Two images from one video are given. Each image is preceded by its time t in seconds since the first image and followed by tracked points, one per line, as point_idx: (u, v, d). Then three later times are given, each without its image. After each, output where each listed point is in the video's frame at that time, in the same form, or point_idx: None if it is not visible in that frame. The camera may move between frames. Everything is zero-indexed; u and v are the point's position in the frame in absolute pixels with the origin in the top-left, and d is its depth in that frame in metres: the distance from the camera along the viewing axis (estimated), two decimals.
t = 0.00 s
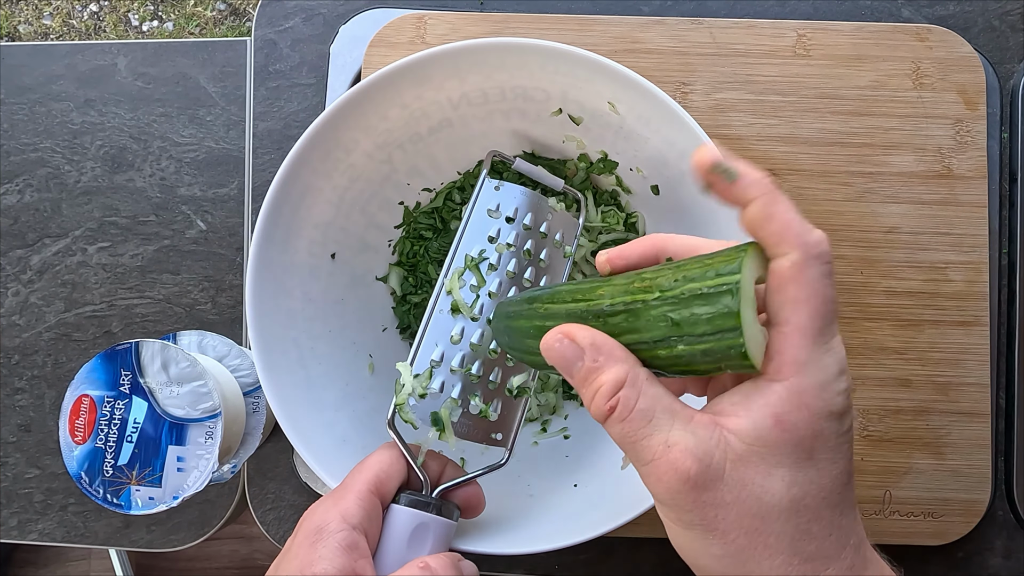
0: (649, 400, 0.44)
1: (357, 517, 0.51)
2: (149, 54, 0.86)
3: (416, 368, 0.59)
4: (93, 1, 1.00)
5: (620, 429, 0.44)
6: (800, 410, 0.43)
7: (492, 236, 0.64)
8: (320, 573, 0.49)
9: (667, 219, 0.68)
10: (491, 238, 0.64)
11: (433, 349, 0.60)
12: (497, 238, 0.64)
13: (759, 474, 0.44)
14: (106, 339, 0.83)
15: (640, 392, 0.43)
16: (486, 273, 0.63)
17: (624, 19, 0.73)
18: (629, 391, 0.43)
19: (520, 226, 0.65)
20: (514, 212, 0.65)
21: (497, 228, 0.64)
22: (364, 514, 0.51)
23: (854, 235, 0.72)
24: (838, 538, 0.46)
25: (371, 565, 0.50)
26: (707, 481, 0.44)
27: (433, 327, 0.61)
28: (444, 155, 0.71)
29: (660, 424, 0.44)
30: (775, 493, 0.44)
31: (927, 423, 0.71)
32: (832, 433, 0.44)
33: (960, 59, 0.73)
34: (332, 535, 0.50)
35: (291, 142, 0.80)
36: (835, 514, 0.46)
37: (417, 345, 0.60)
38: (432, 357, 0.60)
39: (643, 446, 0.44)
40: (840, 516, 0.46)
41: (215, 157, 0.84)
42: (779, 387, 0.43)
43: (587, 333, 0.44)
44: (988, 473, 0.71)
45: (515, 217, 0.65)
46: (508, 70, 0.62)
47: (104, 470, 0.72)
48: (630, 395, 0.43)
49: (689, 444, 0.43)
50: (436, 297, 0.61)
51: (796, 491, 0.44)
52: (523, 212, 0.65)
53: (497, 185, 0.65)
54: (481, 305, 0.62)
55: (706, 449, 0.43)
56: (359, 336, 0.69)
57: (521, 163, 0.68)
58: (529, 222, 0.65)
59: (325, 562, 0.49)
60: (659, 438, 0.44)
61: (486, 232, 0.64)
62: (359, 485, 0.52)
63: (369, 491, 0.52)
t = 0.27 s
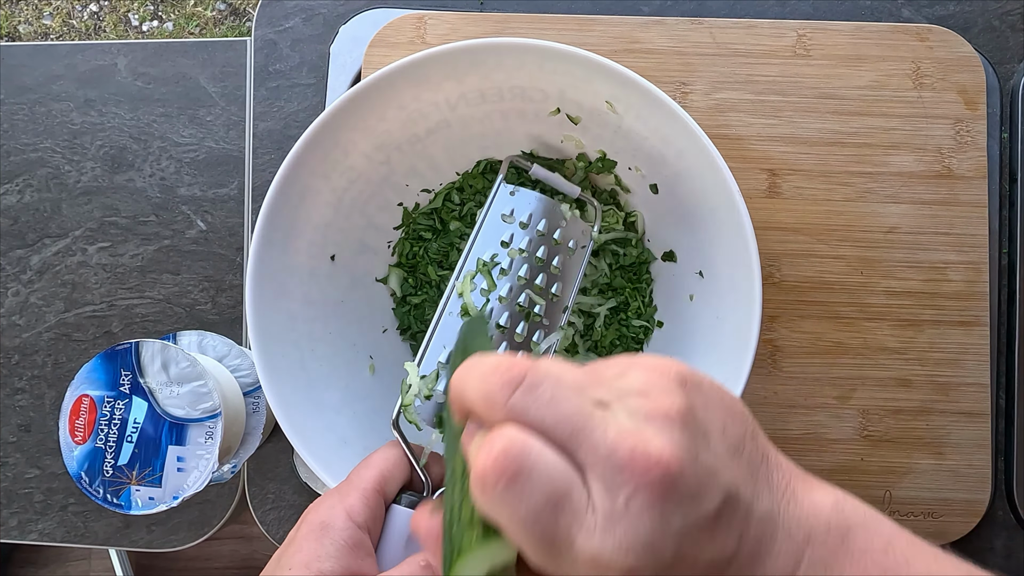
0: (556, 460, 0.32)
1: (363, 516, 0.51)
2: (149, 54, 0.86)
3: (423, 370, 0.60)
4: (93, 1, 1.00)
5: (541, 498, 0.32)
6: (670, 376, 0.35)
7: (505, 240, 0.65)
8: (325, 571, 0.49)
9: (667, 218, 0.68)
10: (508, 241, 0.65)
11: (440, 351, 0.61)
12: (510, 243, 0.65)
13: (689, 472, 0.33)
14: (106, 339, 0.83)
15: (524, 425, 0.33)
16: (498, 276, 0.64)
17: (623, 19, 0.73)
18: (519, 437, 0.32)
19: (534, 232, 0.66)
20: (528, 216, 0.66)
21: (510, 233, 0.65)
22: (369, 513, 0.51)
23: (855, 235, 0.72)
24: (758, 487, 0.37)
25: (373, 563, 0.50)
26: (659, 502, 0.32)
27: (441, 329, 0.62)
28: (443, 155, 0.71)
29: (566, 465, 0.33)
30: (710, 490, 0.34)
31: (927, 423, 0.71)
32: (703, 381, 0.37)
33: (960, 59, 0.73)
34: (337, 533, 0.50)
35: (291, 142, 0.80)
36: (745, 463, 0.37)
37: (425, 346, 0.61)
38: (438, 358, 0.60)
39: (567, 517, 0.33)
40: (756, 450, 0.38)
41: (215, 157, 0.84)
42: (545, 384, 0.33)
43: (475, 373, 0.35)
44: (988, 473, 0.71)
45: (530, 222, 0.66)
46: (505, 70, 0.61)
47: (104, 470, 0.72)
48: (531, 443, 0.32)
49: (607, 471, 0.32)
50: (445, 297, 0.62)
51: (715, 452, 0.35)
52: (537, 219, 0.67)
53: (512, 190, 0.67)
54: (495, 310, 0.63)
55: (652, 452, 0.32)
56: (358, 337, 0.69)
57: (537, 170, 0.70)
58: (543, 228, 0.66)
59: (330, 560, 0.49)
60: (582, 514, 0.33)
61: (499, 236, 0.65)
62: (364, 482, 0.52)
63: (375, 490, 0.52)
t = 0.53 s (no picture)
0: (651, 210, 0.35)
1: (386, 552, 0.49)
2: (149, 54, 0.86)
3: (460, 403, 0.56)
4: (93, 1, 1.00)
5: (625, 249, 0.34)
6: (795, 147, 0.39)
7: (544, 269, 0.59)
8: None
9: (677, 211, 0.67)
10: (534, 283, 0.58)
11: (479, 380, 0.57)
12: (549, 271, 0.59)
13: (791, 224, 0.36)
14: (106, 339, 0.83)
15: (633, 174, 0.37)
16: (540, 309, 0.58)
17: (623, 19, 0.73)
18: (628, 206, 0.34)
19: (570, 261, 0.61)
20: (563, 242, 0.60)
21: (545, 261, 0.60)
22: (394, 552, 0.49)
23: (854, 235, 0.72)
24: (848, 271, 0.41)
25: None
26: (756, 245, 0.35)
27: (484, 356, 0.57)
28: (451, 151, 0.71)
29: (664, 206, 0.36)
30: (802, 260, 0.37)
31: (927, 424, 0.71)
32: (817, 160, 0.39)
33: (960, 59, 0.73)
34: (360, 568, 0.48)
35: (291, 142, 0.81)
36: (843, 229, 0.41)
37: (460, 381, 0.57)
38: (478, 390, 0.56)
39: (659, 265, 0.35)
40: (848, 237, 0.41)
41: (215, 157, 0.84)
42: (647, 139, 0.37)
43: (554, 172, 0.36)
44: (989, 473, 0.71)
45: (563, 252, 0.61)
46: (514, 60, 0.62)
47: (104, 470, 0.72)
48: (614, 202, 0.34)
49: (701, 210, 0.35)
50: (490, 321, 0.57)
51: (818, 224, 0.38)
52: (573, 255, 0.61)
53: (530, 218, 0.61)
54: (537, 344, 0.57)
55: (755, 197, 0.35)
56: (371, 331, 0.69)
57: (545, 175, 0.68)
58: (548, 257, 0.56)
59: None
60: (664, 252, 0.35)
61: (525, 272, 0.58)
62: (393, 520, 0.51)
63: (402, 529, 0.50)
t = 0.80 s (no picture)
0: (634, 261, 0.34)
1: (377, 543, 0.50)
2: (149, 54, 0.86)
3: (434, 394, 0.58)
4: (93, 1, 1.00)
5: (625, 316, 0.33)
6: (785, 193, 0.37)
7: (513, 258, 0.61)
8: None
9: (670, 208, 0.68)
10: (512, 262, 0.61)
11: (451, 372, 0.58)
12: (518, 260, 0.61)
13: (790, 273, 0.35)
14: (106, 339, 0.83)
15: (626, 237, 0.36)
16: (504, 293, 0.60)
17: (623, 19, 0.73)
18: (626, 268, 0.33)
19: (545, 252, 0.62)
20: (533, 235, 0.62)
21: (517, 252, 0.61)
22: (384, 541, 0.50)
23: (854, 235, 0.72)
24: (848, 315, 0.40)
25: None
26: (749, 301, 0.34)
27: (453, 347, 0.58)
28: (445, 153, 0.71)
29: (665, 265, 0.35)
30: (798, 314, 0.36)
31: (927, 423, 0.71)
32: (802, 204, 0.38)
33: (960, 59, 0.73)
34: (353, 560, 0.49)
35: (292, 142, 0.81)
36: (835, 275, 0.39)
37: (437, 371, 0.58)
38: (450, 380, 0.58)
39: (653, 312, 0.34)
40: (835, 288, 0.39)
41: (215, 157, 0.84)
42: (632, 202, 0.36)
43: (547, 240, 0.36)
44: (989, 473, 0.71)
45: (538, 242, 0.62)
46: (506, 63, 0.62)
47: (104, 470, 0.72)
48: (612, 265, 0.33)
49: (705, 267, 0.34)
50: (456, 314, 0.59)
51: (817, 270, 0.38)
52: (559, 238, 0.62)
53: (515, 211, 0.62)
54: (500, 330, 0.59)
55: (751, 246, 0.34)
56: (368, 337, 0.70)
57: (540, 190, 0.66)
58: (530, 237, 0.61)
59: None
60: (670, 310, 0.34)
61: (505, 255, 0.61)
62: (381, 511, 0.51)
63: (390, 519, 0.51)
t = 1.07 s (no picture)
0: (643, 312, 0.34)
1: (382, 553, 0.49)
2: (149, 54, 0.86)
3: (436, 402, 0.58)
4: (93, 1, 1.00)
5: (626, 361, 0.33)
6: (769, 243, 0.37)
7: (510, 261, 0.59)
8: None
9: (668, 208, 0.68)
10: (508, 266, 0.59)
11: (453, 379, 0.58)
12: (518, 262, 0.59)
13: (784, 318, 0.36)
14: (106, 339, 0.83)
15: (617, 273, 0.35)
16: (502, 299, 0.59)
17: (623, 19, 0.73)
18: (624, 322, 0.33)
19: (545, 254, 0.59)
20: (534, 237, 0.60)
21: (515, 255, 0.59)
22: (389, 553, 0.49)
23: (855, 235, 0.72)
24: (838, 363, 0.40)
25: None
26: (750, 347, 0.35)
27: (453, 353, 0.58)
28: (441, 157, 0.71)
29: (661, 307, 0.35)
30: (794, 356, 0.37)
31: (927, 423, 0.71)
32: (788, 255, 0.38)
33: (960, 59, 0.73)
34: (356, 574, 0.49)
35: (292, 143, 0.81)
36: (822, 324, 0.39)
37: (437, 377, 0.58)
38: (451, 388, 0.58)
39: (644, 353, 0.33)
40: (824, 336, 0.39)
41: (215, 157, 0.84)
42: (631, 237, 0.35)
43: (542, 286, 0.36)
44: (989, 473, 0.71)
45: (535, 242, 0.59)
46: (500, 65, 0.62)
47: (104, 470, 0.72)
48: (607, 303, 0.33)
49: (702, 313, 0.34)
50: (457, 320, 0.59)
51: (805, 319, 0.38)
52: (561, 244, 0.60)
53: (512, 214, 0.60)
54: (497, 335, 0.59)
55: (750, 295, 0.34)
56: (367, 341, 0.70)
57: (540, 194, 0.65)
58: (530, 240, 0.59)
59: None
60: (672, 356, 0.34)
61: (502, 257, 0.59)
62: (385, 525, 0.51)
63: (395, 531, 0.50)
